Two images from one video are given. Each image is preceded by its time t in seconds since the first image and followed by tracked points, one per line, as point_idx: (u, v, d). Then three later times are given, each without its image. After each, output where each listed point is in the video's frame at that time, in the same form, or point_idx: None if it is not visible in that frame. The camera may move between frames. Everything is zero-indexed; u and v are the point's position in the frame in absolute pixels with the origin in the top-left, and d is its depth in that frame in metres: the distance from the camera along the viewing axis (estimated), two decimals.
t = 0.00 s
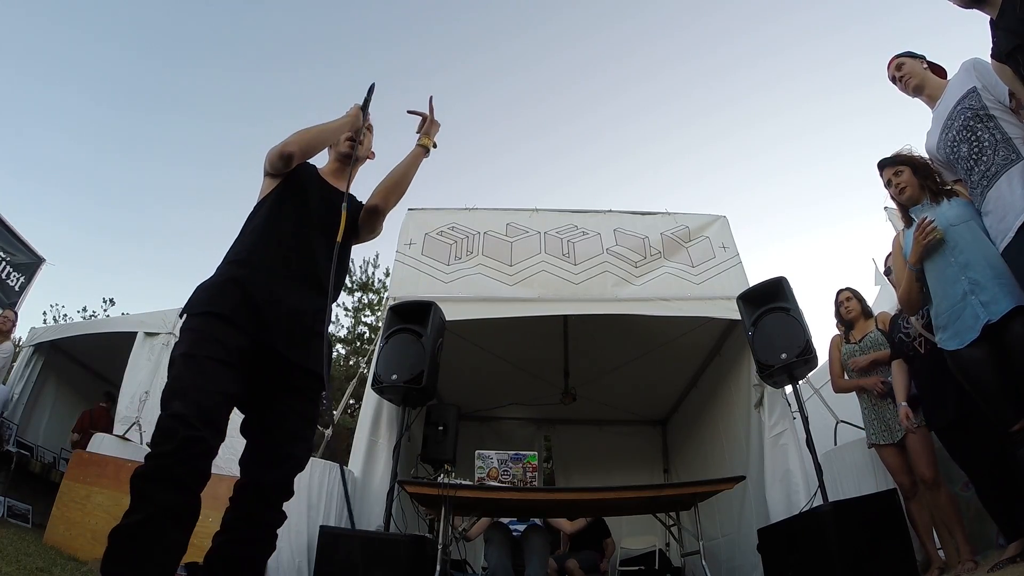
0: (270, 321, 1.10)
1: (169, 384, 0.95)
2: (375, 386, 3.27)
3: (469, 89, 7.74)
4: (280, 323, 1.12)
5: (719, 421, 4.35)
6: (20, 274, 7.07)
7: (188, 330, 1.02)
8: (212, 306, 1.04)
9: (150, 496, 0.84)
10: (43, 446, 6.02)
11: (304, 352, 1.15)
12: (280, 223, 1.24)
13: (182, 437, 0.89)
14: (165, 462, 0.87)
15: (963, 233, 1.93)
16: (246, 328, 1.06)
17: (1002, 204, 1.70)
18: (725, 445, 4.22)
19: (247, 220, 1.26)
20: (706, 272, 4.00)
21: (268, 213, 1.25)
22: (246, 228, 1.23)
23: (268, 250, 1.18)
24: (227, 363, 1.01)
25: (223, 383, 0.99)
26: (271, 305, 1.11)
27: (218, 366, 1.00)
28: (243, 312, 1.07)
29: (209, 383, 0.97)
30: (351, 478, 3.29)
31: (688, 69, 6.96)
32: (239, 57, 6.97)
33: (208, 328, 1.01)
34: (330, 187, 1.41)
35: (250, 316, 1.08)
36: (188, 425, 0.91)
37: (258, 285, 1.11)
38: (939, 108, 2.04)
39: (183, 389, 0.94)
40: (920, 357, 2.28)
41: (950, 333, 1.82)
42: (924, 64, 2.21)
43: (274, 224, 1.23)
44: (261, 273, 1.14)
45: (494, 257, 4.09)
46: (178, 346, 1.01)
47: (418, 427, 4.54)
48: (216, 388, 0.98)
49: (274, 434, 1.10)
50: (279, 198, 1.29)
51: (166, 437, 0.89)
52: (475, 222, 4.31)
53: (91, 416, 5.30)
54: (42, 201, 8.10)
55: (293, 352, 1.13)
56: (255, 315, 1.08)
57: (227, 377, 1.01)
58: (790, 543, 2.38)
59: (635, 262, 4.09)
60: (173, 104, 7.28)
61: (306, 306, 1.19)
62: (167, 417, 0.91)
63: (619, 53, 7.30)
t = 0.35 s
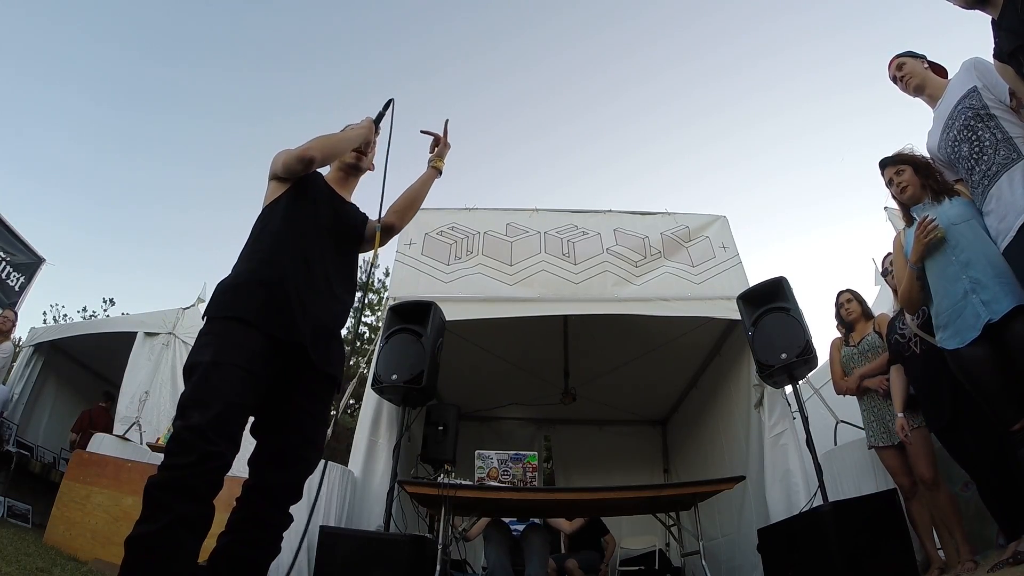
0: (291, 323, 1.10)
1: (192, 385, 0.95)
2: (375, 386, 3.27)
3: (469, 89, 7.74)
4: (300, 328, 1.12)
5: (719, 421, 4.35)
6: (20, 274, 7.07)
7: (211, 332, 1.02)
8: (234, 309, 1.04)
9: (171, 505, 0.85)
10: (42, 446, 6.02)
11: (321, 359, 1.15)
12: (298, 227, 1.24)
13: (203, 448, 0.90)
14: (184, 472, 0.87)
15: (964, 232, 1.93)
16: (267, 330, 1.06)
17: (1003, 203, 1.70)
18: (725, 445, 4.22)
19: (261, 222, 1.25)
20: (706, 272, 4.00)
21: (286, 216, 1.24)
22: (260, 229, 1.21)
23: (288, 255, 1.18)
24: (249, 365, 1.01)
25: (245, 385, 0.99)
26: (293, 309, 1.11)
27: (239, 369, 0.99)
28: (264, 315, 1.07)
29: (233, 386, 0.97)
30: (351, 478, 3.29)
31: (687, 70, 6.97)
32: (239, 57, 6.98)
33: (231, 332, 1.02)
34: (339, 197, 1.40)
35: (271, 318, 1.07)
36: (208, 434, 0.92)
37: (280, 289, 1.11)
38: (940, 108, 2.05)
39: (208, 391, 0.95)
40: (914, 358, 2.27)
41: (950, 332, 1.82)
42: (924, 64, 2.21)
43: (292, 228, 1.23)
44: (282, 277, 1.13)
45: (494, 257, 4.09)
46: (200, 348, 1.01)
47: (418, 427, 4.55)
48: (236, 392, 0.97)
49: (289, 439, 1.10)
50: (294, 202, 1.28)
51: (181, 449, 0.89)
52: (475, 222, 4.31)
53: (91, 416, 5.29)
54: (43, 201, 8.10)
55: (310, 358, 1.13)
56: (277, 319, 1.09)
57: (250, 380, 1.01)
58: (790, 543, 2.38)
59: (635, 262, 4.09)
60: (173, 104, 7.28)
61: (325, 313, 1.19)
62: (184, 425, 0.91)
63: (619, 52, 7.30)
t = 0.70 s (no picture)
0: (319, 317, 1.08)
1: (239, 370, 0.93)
2: (376, 385, 3.27)
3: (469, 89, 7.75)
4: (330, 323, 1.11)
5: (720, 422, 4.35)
6: (21, 274, 7.07)
7: (251, 319, 0.99)
8: (271, 297, 1.02)
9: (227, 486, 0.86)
10: (42, 446, 6.02)
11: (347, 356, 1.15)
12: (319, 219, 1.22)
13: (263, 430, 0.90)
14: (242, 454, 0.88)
15: (965, 232, 1.93)
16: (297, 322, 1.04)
17: (1003, 203, 1.70)
18: (726, 445, 4.22)
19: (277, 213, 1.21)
20: (706, 272, 4.00)
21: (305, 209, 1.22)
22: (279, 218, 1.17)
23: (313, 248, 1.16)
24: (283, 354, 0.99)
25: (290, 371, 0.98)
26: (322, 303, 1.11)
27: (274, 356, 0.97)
28: (298, 307, 1.06)
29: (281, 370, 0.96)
30: (350, 478, 3.30)
31: (687, 70, 6.98)
32: (240, 58, 6.99)
33: (272, 320, 1.00)
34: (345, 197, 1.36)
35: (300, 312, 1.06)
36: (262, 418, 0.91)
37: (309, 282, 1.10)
38: (941, 107, 2.05)
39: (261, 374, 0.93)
40: (919, 353, 2.28)
41: (950, 332, 1.83)
42: (925, 63, 2.21)
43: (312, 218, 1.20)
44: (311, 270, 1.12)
45: (494, 257, 4.09)
46: (240, 336, 0.98)
47: (418, 427, 4.55)
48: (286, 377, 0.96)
49: (322, 437, 1.08)
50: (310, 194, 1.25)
51: (237, 429, 0.88)
52: (475, 222, 4.31)
53: (90, 416, 5.29)
54: (43, 201, 8.10)
55: (339, 355, 1.12)
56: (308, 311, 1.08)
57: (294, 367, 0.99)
58: (790, 543, 2.39)
59: (634, 261, 4.09)
60: (174, 104, 7.29)
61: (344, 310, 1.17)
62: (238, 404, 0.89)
63: (619, 53, 7.31)
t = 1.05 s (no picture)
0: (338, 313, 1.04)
1: (272, 381, 0.89)
2: (376, 386, 3.27)
3: (468, 89, 7.75)
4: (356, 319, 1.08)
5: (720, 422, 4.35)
6: (21, 274, 7.06)
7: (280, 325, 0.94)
8: (295, 299, 0.97)
9: (278, 513, 0.81)
10: (42, 446, 6.01)
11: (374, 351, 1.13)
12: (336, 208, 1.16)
13: (311, 449, 0.87)
14: (293, 476, 0.83)
15: (964, 232, 1.93)
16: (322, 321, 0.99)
17: (1002, 202, 1.70)
18: (725, 446, 4.22)
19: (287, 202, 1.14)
20: (706, 271, 4.00)
21: (319, 197, 1.15)
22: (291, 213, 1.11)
23: (335, 239, 1.10)
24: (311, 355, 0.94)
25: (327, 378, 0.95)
26: (347, 300, 1.07)
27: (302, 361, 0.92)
28: (326, 307, 1.02)
29: (317, 378, 0.93)
30: (350, 479, 3.30)
31: (687, 70, 6.98)
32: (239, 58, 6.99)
33: (299, 323, 0.95)
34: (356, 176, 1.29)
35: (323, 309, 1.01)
36: (309, 434, 0.88)
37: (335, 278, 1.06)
38: (941, 106, 2.05)
39: (299, 385, 0.89)
40: (921, 350, 2.27)
41: (949, 332, 1.82)
42: (926, 62, 2.21)
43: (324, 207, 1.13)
44: (336, 266, 1.06)
45: (494, 257, 4.09)
46: (266, 344, 0.93)
47: (418, 427, 4.55)
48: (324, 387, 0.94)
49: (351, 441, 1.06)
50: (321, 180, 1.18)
51: (290, 450, 0.85)
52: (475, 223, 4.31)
53: (89, 416, 5.28)
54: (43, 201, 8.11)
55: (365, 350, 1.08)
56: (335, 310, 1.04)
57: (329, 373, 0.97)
58: (789, 543, 2.39)
59: (634, 261, 4.09)
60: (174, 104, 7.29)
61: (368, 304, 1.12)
62: (279, 422, 0.85)
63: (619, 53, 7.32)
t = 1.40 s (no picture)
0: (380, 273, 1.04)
1: (314, 357, 0.89)
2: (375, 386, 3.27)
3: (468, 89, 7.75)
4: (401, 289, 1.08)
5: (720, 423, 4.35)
6: (20, 274, 7.06)
7: (325, 294, 0.94)
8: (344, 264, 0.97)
9: (306, 522, 0.79)
10: (42, 446, 6.02)
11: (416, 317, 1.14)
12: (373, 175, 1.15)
13: (356, 452, 0.86)
14: (332, 485, 0.82)
15: (964, 232, 1.93)
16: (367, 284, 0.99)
17: (1001, 201, 1.70)
18: (725, 446, 4.23)
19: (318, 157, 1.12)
20: (706, 271, 4.00)
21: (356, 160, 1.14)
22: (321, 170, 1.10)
23: (372, 202, 1.10)
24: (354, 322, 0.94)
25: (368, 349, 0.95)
26: (395, 269, 1.07)
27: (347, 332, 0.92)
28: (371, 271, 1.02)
29: (364, 356, 0.93)
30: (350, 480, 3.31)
31: (686, 70, 6.98)
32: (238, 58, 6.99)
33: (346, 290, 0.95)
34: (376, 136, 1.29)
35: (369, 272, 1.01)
36: (348, 429, 0.86)
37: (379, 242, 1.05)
38: (941, 105, 2.05)
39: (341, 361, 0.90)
40: (920, 349, 2.27)
41: (948, 331, 1.82)
42: (926, 61, 2.21)
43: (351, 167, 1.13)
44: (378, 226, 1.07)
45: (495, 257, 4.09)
46: (312, 312, 0.92)
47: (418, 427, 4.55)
48: (371, 364, 0.94)
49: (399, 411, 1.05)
50: (344, 142, 1.16)
51: (331, 452, 0.84)
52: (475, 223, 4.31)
53: (89, 416, 5.29)
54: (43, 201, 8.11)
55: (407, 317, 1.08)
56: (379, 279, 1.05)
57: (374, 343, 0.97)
58: (790, 543, 2.39)
59: (634, 261, 4.09)
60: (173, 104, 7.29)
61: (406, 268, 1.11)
62: (322, 417, 0.84)
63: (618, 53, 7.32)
